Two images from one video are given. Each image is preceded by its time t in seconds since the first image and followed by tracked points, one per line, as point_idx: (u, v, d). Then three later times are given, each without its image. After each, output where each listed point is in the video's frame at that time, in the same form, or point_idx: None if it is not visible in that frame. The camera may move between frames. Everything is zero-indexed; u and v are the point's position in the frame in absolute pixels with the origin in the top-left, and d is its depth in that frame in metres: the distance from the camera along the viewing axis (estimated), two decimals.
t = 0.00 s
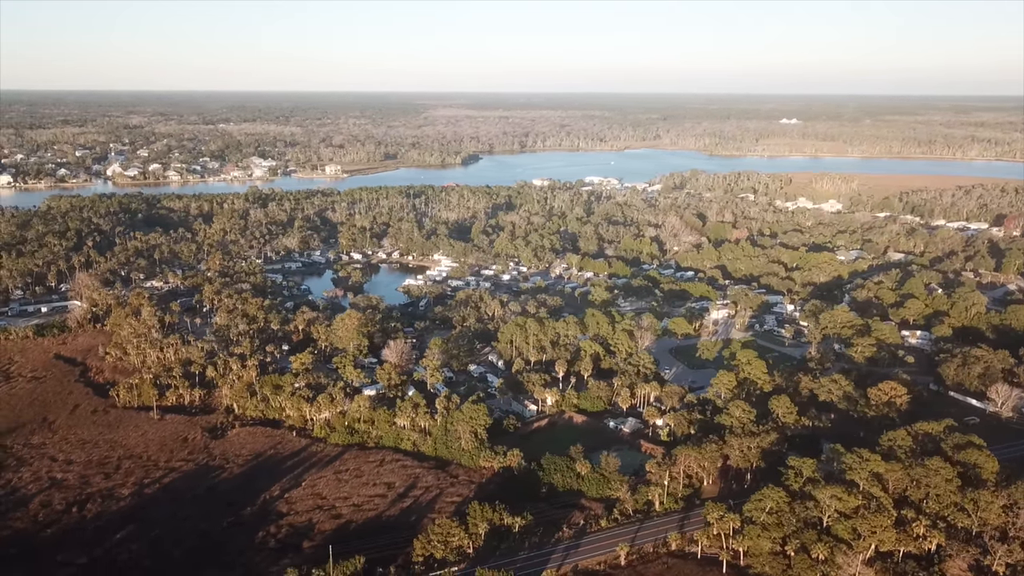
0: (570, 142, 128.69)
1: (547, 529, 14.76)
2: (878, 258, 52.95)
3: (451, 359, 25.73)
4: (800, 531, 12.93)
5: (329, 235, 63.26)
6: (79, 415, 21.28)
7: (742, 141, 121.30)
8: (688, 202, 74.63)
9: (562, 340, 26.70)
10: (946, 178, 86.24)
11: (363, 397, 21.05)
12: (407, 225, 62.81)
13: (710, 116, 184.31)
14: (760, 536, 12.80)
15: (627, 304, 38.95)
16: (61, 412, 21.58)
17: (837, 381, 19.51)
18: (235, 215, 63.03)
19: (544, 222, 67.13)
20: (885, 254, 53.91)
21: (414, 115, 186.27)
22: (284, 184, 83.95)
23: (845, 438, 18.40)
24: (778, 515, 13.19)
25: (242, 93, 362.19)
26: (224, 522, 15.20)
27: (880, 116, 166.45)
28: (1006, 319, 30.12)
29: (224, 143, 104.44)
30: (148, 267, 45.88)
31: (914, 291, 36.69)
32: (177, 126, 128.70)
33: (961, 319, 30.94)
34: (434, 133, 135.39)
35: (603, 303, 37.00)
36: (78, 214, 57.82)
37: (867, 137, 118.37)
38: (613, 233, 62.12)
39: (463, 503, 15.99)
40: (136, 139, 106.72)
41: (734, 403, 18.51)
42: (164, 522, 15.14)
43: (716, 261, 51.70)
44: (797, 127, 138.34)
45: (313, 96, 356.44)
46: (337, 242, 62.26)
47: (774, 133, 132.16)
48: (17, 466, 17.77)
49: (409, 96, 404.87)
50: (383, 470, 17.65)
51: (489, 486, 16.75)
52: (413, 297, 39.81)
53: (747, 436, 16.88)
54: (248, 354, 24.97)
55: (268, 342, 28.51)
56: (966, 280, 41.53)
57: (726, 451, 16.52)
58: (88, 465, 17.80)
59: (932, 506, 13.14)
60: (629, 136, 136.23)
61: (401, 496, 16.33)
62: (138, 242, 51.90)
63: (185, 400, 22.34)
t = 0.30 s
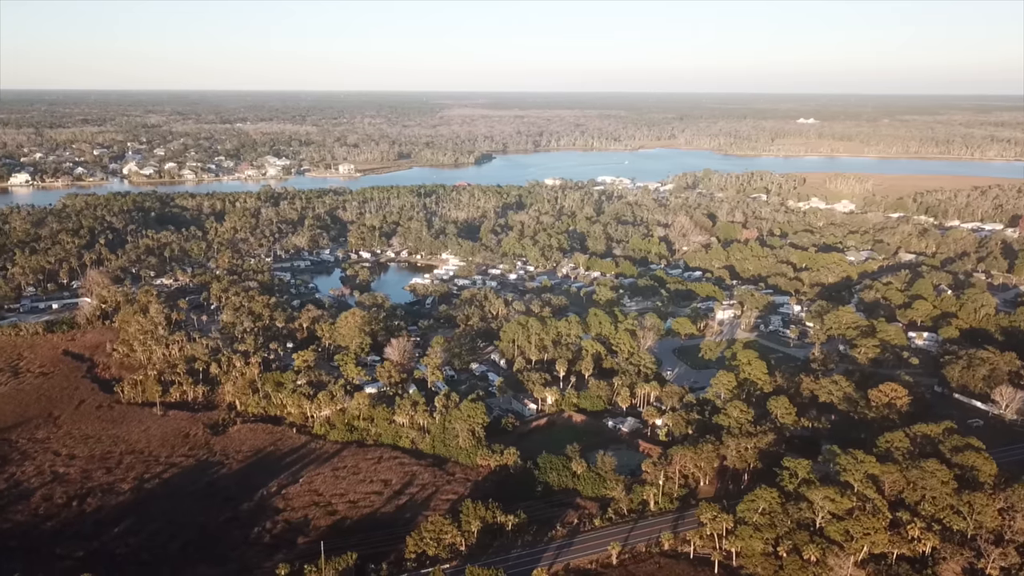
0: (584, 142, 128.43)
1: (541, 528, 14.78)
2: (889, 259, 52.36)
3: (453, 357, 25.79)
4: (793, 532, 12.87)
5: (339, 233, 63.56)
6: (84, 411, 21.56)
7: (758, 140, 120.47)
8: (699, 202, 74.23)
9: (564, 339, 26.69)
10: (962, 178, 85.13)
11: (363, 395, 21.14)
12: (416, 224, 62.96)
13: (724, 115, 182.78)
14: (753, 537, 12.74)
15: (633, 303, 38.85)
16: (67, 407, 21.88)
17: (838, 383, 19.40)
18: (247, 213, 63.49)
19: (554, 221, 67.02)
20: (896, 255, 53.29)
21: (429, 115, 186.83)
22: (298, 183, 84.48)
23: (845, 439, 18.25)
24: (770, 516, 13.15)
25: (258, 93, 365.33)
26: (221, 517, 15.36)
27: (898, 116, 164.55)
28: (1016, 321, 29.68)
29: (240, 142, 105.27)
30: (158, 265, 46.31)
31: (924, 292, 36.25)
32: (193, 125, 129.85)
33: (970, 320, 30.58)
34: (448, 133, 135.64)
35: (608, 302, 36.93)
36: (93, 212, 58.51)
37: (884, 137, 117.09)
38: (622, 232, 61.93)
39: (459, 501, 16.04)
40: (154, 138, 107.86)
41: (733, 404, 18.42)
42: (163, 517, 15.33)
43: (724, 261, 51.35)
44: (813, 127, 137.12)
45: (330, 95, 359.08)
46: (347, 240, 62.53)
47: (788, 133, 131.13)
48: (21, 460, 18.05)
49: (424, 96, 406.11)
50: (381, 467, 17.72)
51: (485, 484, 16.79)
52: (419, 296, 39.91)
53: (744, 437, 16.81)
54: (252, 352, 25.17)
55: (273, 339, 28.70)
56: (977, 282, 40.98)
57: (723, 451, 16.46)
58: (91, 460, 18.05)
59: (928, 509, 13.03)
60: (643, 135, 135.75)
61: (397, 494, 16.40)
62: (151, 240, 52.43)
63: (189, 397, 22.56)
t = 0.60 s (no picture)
0: (599, 141, 128.10)
1: (534, 527, 14.82)
2: (900, 259, 51.76)
3: (456, 356, 25.85)
4: (785, 533, 12.81)
5: (350, 232, 63.86)
6: (89, 406, 21.86)
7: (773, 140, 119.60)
8: (710, 202, 73.83)
9: (566, 339, 26.68)
10: (978, 179, 84.05)
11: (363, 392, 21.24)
12: (426, 223, 63.09)
13: (739, 115, 181.47)
14: (745, 538, 12.69)
15: (638, 303, 38.72)
16: (72, 402, 22.18)
17: (838, 383, 19.28)
18: (259, 212, 63.96)
19: (564, 221, 66.94)
20: (907, 256, 52.68)
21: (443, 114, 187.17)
22: (311, 182, 84.91)
23: (845, 440, 18.11)
24: (762, 517, 13.10)
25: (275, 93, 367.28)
26: (218, 512, 15.53)
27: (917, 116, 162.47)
28: None
29: (256, 142, 106.08)
30: (167, 262, 46.71)
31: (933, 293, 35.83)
32: (210, 125, 131.04)
33: (978, 322, 30.16)
34: (462, 132, 135.84)
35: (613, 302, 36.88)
36: (107, 210, 59.15)
37: (902, 137, 115.76)
38: (631, 232, 61.72)
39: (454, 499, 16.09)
40: (172, 137, 108.95)
41: (730, 403, 18.34)
42: (161, 511, 15.52)
43: (733, 261, 50.96)
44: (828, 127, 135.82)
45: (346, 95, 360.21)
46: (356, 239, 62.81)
47: (804, 133, 129.99)
48: (25, 454, 18.34)
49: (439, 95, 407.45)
50: (378, 465, 17.81)
51: (481, 482, 16.84)
52: (425, 294, 40.06)
53: (741, 437, 16.73)
54: (255, 349, 25.38)
55: (278, 337, 28.90)
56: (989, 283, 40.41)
57: (719, 451, 16.40)
58: (93, 455, 18.30)
59: (923, 511, 12.91)
60: (658, 135, 135.18)
61: (393, 491, 16.47)
62: (163, 238, 52.96)
63: (192, 393, 22.80)
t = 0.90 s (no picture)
0: (613, 141, 127.78)
1: (528, 525, 14.85)
2: (911, 260, 51.16)
3: (458, 354, 25.91)
4: (777, 534, 12.76)
5: (359, 231, 64.12)
6: (94, 402, 22.15)
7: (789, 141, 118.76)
8: (721, 202, 73.39)
9: (568, 338, 26.66)
10: (994, 179, 82.96)
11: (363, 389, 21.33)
12: (435, 223, 63.20)
13: (755, 115, 180.05)
14: (736, 538, 12.64)
15: (643, 303, 38.60)
16: (78, 398, 22.49)
17: (838, 384, 19.14)
18: (270, 211, 64.43)
19: (574, 221, 66.81)
20: (919, 257, 52.05)
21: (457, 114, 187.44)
22: (323, 181, 85.29)
23: (844, 442, 17.98)
24: (754, 518, 13.07)
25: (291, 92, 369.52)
26: (215, 507, 15.70)
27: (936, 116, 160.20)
28: None
29: (272, 141, 106.87)
30: (177, 260, 47.12)
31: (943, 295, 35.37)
32: (227, 124, 132.30)
33: (987, 324, 29.77)
34: (476, 132, 135.99)
35: (617, 301, 36.81)
36: (120, 208, 59.81)
37: (919, 137, 114.31)
38: (640, 232, 61.51)
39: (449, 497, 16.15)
40: (189, 136, 110.00)
41: (729, 404, 18.26)
42: (160, 505, 15.72)
43: (741, 262, 50.58)
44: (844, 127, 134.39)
45: (361, 95, 361.29)
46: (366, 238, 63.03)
47: (821, 133, 128.72)
48: (29, 448, 18.62)
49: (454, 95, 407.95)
50: (376, 462, 17.90)
51: (477, 480, 16.89)
52: (431, 293, 40.16)
53: (739, 438, 16.66)
54: (259, 346, 25.59)
55: (283, 335, 29.11)
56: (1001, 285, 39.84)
57: (716, 452, 16.35)
58: (96, 450, 18.55)
59: (917, 514, 12.82)
60: (673, 135, 134.69)
61: (389, 488, 16.55)
62: (174, 237, 53.45)
63: (196, 390, 23.03)
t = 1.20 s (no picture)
0: (627, 141, 127.36)
1: (521, 524, 14.87)
2: (922, 261, 50.58)
3: (460, 353, 25.97)
4: (770, 536, 12.71)
5: (369, 230, 64.35)
6: (99, 398, 22.41)
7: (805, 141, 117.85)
8: (733, 202, 72.94)
9: (570, 338, 26.66)
10: (1011, 180, 81.76)
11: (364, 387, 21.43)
12: (444, 222, 63.28)
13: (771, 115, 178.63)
14: (728, 539, 12.59)
15: (648, 302, 38.49)
16: (83, 394, 22.78)
17: (838, 385, 19.04)
18: (282, 210, 64.84)
19: (583, 221, 66.66)
20: (929, 257, 51.44)
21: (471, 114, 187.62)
22: (335, 181, 85.67)
23: (842, 444, 17.88)
24: (746, 519, 13.02)
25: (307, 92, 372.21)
26: (213, 503, 15.85)
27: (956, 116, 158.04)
28: None
29: (286, 140, 107.45)
30: (187, 258, 47.50)
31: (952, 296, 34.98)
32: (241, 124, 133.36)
33: (996, 326, 29.41)
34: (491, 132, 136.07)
35: (621, 301, 36.76)
36: (134, 207, 60.40)
37: (937, 137, 112.87)
38: (649, 232, 61.30)
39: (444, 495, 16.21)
40: (204, 135, 110.95)
41: (728, 404, 18.18)
42: (158, 501, 15.91)
43: (749, 262, 50.20)
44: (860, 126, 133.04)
45: (376, 95, 363.76)
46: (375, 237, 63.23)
47: (840, 133, 127.52)
48: (34, 443, 18.90)
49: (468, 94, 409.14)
50: (374, 460, 17.98)
51: (473, 479, 16.94)
52: (437, 292, 40.25)
53: (736, 438, 16.60)
54: (263, 344, 25.78)
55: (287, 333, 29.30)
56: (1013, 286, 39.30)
57: (713, 453, 16.29)
58: (98, 445, 18.79)
59: (913, 516, 12.72)
60: (688, 134, 134.16)
61: (386, 486, 16.63)
62: (185, 235, 53.88)
63: (200, 386, 23.26)
